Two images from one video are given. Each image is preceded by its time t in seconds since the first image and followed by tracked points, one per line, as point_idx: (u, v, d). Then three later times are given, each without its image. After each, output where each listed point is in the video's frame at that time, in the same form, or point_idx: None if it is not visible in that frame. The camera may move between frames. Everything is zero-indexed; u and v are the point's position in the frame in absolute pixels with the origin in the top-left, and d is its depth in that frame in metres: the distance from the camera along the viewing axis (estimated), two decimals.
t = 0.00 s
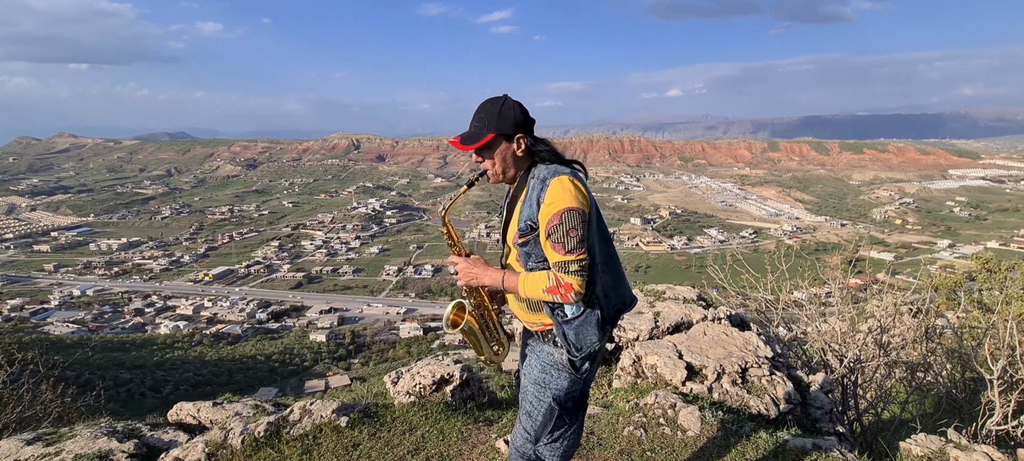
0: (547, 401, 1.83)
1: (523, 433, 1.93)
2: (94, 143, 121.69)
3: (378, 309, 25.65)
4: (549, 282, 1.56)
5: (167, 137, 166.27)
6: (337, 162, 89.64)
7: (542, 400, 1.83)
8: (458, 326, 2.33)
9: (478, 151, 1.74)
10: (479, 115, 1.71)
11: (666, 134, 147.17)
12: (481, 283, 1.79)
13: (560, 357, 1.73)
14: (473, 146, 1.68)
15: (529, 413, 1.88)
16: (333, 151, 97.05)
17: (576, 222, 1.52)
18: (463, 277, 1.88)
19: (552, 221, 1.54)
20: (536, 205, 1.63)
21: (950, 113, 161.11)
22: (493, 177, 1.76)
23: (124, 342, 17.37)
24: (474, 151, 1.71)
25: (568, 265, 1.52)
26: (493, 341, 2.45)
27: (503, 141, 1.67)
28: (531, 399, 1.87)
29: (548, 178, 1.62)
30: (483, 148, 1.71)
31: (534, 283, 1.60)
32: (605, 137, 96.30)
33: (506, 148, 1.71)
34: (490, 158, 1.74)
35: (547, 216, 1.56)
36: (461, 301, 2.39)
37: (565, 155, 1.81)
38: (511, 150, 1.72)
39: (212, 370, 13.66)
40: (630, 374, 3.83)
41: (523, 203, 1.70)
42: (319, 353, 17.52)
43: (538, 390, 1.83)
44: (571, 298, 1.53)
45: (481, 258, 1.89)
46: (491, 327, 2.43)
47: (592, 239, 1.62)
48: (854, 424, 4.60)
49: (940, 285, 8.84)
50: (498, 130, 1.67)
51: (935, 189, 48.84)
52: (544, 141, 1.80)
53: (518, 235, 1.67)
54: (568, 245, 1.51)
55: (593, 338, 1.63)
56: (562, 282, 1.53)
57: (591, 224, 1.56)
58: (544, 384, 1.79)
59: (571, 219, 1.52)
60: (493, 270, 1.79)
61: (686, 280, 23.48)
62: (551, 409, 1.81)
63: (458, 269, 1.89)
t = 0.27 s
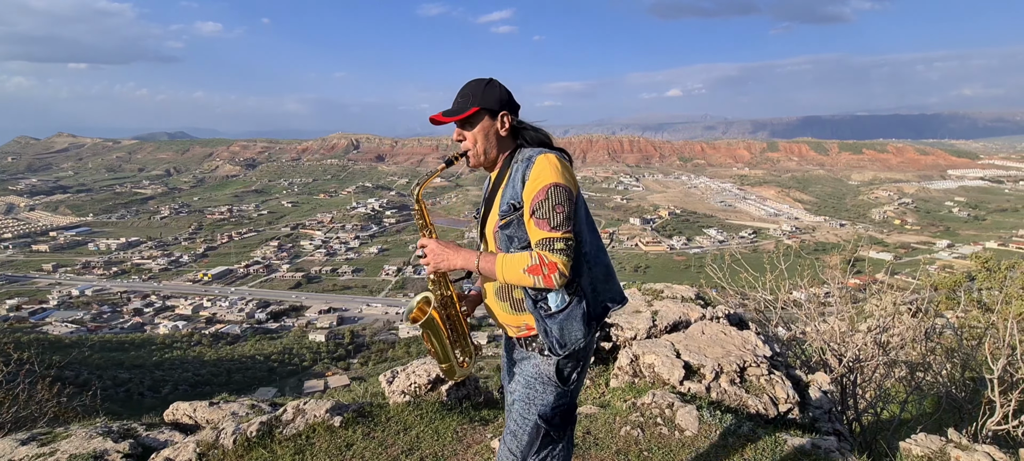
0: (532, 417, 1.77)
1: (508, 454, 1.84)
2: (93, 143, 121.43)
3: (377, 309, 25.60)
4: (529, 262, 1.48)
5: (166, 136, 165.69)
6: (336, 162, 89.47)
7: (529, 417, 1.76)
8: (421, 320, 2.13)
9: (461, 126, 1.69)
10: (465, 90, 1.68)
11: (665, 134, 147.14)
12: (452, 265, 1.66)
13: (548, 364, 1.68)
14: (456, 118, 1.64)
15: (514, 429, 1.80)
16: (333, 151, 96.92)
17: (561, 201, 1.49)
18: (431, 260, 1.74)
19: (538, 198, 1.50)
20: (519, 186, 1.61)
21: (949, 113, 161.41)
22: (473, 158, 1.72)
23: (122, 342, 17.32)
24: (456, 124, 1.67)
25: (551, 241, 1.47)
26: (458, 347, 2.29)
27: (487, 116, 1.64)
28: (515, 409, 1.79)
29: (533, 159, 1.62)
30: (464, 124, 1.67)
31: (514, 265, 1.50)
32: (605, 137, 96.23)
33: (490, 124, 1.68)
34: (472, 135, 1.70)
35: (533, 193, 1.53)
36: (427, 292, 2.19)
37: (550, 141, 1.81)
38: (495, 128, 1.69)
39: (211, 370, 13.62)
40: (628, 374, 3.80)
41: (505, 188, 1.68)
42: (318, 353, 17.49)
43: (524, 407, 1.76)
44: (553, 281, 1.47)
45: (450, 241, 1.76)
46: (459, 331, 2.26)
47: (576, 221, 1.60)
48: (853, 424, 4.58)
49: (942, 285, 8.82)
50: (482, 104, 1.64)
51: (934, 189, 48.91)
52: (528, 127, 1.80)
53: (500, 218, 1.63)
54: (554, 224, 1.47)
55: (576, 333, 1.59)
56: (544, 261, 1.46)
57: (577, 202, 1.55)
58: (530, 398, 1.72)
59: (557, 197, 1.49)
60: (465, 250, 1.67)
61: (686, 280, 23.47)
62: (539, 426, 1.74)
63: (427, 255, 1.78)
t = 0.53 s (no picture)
0: None
1: None
2: (92, 143, 121.19)
3: (376, 310, 25.56)
4: (523, 279, 1.35)
5: (165, 136, 165.35)
6: (335, 162, 89.41)
7: None
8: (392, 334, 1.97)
9: (462, 124, 1.62)
10: (473, 87, 1.62)
11: (665, 134, 147.20)
12: (433, 277, 1.54)
13: (543, 400, 1.48)
14: (458, 112, 1.57)
15: None
16: (332, 151, 96.85)
17: (563, 214, 1.35)
18: (412, 270, 1.62)
19: (538, 209, 1.38)
20: (520, 195, 1.49)
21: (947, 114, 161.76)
22: (471, 162, 1.64)
23: (121, 342, 17.28)
24: (457, 120, 1.60)
25: (551, 257, 1.33)
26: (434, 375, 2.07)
27: (491, 114, 1.57)
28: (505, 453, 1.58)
29: (537, 166, 1.51)
30: (467, 120, 1.60)
31: (507, 278, 1.38)
32: (604, 137, 96.15)
33: (493, 125, 1.60)
34: (475, 134, 1.62)
35: (533, 204, 1.40)
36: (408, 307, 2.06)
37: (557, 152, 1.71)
38: (500, 131, 1.61)
39: (210, 370, 13.58)
40: (634, 374, 3.75)
41: (505, 198, 1.58)
42: (318, 353, 17.48)
43: (515, 450, 1.54)
44: (549, 302, 1.32)
45: (439, 251, 1.64)
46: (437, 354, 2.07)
47: (580, 241, 1.46)
48: (862, 423, 4.56)
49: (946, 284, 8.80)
50: (488, 102, 1.57)
51: (933, 189, 48.96)
52: (536, 135, 1.71)
53: (496, 231, 1.52)
54: (554, 239, 1.33)
55: (572, 367, 1.40)
56: (539, 279, 1.32)
57: (583, 216, 1.41)
58: (522, 441, 1.52)
59: (560, 207, 1.36)
60: (449, 261, 1.56)
61: (686, 280, 23.49)
62: None
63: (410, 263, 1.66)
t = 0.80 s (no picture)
0: None
1: None
2: (91, 144, 121.07)
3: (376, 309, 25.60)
4: (531, 273, 1.19)
5: (164, 136, 165.02)
6: (334, 162, 89.37)
7: None
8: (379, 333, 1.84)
9: (464, 93, 1.40)
10: (479, 55, 1.40)
11: (663, 134, 147.44)
12: (428, 270, 1.38)
13: (552, 408, 1.35)
14: (458, 82, 1.35)
15: None
16: (331, 151, 96.85)
17: (579, 202, 1.18)
18: (405, 261, 1.45)
19: (550, 196, 1.21)
20: (528, 179, 1.31)
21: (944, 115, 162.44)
22: (473, 139, 1.42)
23: (120, 342, 17.29)
24: (455, 90, 1.37)
25: (563, 247, 1.18)
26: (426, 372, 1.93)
27: (498, 85, 1.35)
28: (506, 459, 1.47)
29: (550, 142, 1.32)
30: (471, 89, 1.38)
31: (514, 271, 1.22)
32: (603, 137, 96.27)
33: (501, 95, 1.37)
34: (480, 106, 1.39)
35: (543, 191, 1.23)
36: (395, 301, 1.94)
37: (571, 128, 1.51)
38: (507, 103, 1.38)
39: (210, 370, 13.62)
40: (645, 378, 3.83)
41: (511, 178, 1.39)
42: (317, 353, 17.53)
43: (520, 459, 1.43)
44: (561, 302, 1.17)
45: (434, 240, 1.46)
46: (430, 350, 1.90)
47: (595, 232, 1.32)
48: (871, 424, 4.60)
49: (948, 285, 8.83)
50: (495, 71, 1.34)
51: (931, 189, 49.14)
52: (549, 104, 1.48)
53: (498, 218, 1.34)
54: (567, 231, 1.17)
55: (579, 373, 1.27)
56: (551, 274, 1.16)
57: (599, 207, 1.24)
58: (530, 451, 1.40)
59: (576, 194, 1.19)
60: (443, 254, 1.39)
61: (684, 280, 23.58)
62: None
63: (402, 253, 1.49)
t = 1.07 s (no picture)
0: None
1: None
2: (89, 143, 120.88)
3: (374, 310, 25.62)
4: (531, 307, 1.13)
5: (162, 136, 164.71)
6: (332, 162, 89.31)
7: None
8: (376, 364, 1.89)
9: (450, 90, 1.27)
10: (460, 38, 1.27)
11: (662, 134, 147.60)
12: (420, 297, 1.30)
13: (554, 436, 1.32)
14: (441, 79, 1.22)
15: None
16: (330, 151, 96.78)
17: (585, 220, 1.08)
18: (395, 285, 1.37)
19: (549, 213, 1.10)
20: (525, 189, 1.21)
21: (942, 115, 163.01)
22: (463, 141, 1.31)
23: (118, 342, 17.30)
24: (440, 87, 1.25)
25: (566, 276, 1.09)
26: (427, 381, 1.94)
27: (488, 82, 1.22)
28: None
29: (552, 146, 1.20)
30: (459, 85, 1.25)
31: (513, 303, 1.15)
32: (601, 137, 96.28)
33: (492, 93, 1.25)
34: (470, 104, 1.27)
35: (540, 209, 1.12)
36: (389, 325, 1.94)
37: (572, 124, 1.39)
38: (498, 98, 1.26)
39: (208, 370, 13.67)
40: (662, 385, 3.84)
41: (506, 186, 1.29)
42: (315, 353, 17.57)
43: None
44: (566, 337, 1.09)
45: (428, 258, 1.38)
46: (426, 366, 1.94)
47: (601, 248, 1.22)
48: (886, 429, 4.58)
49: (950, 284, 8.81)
50: (483, 63, 1.21)
51: (929, 189, 49.29)
52: (546, 98, 1.35)
53: (494, 233, 1.24)
54: (570, 257, 1.08)
55: (584, 403, 1.22)
56: (555, 308, 1.08)
57: (602, 222, 1.14)
58: None
59: (581, 212, 1.09)
60: (436, 276, 1.32)
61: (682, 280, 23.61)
62: None
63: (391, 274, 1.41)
